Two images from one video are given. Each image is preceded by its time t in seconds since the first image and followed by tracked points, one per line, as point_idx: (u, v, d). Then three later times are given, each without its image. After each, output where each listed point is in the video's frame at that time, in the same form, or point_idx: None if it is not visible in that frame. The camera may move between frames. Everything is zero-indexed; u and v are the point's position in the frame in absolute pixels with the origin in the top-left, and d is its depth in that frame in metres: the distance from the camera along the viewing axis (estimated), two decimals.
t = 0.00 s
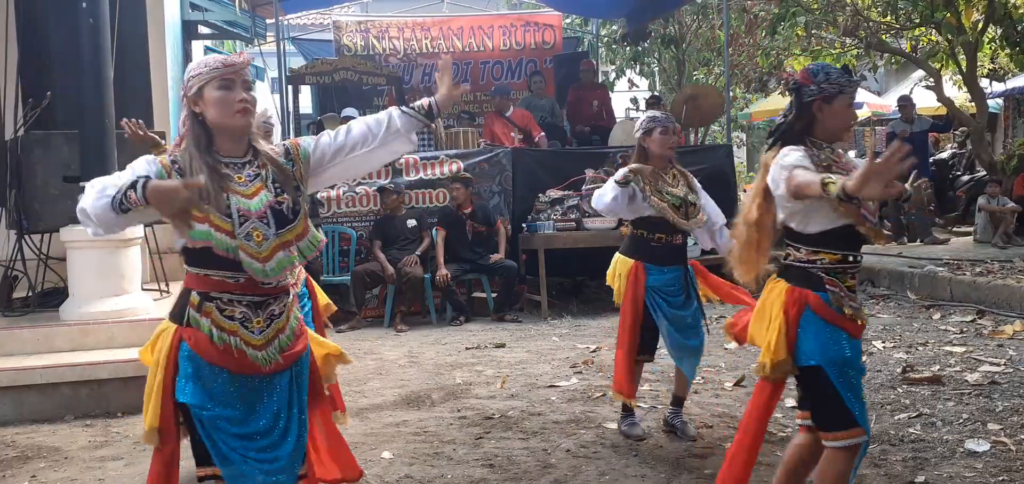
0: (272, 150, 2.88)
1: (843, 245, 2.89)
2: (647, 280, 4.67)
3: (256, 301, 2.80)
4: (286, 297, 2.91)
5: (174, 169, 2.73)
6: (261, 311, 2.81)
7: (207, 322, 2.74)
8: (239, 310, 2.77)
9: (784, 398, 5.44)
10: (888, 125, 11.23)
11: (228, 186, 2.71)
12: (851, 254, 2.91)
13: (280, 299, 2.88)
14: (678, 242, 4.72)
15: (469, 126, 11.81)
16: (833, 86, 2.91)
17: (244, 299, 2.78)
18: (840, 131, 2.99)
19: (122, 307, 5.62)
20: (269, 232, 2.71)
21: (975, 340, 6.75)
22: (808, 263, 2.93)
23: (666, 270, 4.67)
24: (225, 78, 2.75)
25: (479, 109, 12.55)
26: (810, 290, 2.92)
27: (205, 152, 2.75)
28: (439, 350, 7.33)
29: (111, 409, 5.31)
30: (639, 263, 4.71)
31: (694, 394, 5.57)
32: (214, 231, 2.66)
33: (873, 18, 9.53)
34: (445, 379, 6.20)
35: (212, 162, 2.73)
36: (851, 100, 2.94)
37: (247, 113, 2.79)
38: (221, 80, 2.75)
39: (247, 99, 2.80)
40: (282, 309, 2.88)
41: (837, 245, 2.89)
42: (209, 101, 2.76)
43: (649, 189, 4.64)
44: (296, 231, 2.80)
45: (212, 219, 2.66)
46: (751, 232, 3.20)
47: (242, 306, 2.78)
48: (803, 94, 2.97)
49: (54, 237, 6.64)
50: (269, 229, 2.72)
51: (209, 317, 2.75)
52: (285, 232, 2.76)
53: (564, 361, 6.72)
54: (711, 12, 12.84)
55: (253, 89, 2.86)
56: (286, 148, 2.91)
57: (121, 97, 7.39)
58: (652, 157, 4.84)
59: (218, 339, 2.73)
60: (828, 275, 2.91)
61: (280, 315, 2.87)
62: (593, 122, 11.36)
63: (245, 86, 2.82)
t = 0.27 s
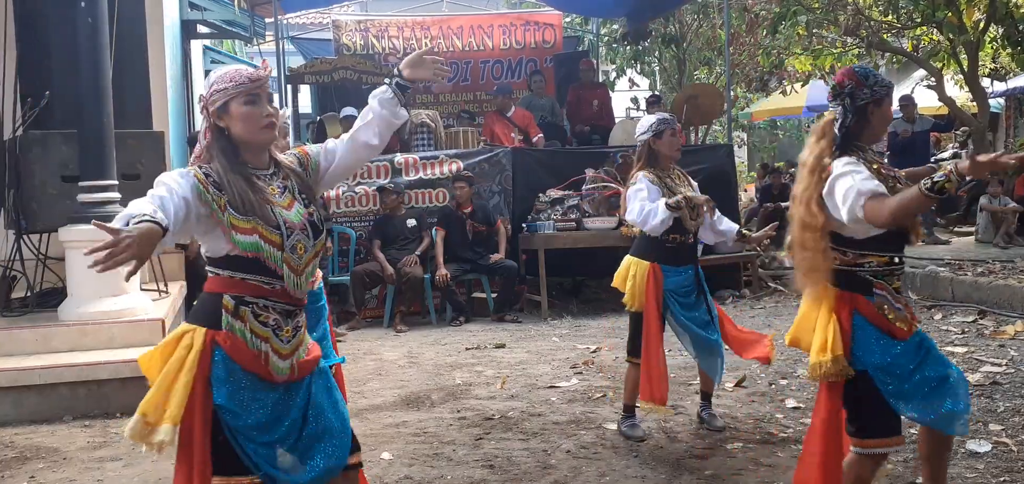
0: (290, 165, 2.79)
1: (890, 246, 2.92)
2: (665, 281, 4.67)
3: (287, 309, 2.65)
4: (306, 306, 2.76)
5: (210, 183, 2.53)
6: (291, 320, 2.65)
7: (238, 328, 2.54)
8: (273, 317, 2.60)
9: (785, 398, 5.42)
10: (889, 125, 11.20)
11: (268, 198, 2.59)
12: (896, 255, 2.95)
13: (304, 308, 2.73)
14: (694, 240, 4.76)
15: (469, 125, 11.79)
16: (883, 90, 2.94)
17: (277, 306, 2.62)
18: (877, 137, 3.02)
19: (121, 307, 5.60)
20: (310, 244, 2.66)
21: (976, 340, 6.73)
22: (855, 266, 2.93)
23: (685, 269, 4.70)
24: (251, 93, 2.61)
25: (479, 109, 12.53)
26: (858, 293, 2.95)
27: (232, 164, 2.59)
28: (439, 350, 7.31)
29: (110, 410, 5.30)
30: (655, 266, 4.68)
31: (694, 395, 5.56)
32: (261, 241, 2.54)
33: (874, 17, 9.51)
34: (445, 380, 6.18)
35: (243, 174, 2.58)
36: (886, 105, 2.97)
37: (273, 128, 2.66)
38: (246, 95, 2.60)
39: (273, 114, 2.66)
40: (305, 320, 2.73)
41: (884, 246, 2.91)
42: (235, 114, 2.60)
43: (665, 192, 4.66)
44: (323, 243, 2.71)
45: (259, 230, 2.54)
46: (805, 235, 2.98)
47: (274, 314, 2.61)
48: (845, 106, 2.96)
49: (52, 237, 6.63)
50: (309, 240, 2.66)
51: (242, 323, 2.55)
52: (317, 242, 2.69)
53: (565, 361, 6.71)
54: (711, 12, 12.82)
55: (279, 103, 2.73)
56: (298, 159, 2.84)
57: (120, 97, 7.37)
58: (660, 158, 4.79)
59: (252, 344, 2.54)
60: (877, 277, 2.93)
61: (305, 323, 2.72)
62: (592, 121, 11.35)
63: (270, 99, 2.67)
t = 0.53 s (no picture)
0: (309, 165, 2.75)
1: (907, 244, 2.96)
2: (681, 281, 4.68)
3: (313, 312, 2.61)
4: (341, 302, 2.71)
5: (219, 198, 2.54)
6: (319, 320, 2.61)
7: (265, 339, 2.57)
8: (296, 324, 2.58)
9: (784, 398, 5.43)
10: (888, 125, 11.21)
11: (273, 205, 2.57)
12: (920, 250, 2.94)
13: (336, 305, 2.68)
14: (707, 238, 4.76)
15: (469, 125, 11.81)
16: (876, 96, 2.97)
17: (299, 312, 2.59)
18: (901, 131, 3.00)
19: (121, 307, 5.61)
20: (318, 247, 2.57)
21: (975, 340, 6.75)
22: (878, 260, 3.02)
23: (700, 267, 4.71)
24: (269, 99, 2.59)
25: (479, 109, 12.55)
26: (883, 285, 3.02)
27: (245, 170, 2.60)
28: (439, 349, 7.33)
29: (111, 409, 5.31)
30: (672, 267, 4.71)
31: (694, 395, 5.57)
32: (263, 252, 2.53)
33: (873, 18, 9.53)
34: (445, 379, 6.19)
35: (253, 180, 2.58)
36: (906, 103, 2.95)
37: (288, 136, 2.63)
38: (264, 101, 2.59)
39: (288, 120, 2.63)
40: (340, 314, 2.68)
41: (904, 241, 2.95)
42: (250, 120, 2.60)
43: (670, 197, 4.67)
44: (341, 242, 2.63)
45: (261, 240, 2.54)
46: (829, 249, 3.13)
47: (297, 321, 2.58)
48: (858, 102, 3.03)
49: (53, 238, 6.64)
50: (316, 244, 2.57)
51: (268, 334, 2.57)
52: (330, 243, 2.60)
53: (564, 361, 6.72)
54: (711, 12, 12.83)
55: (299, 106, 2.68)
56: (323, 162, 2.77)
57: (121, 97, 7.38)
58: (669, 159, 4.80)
59: (282, 352, 2.56)
60: (899, 273, 2.97)
61: (338, 320, 2.66)
62: (592, 122, 11.37)
63: (289, 106, 2.64)
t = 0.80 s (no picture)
0: (309, 162, 2.69)
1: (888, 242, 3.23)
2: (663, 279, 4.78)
3: (291, 313, 2.65)
4: (333, 301, 2.70)
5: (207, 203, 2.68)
6: (298, 322, 2.64)
7: (253, 338, 2.68)
8: (276, 326, 2.64)
9: (784, 398, 5.44)
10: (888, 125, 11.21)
11: (244, 206, 2.62)
12: (898, 250, 3.20)
13: (323, 305, 2.68)
14: (693, 242, 4.70)
15: (469, 126, 11.80)
16: (887, 91, 3.14)
17: (278, 314, 2.65)
18: (899, 134, 3.18)
19: (121, 307, 5.61)
20: (275, 252, 2.56)
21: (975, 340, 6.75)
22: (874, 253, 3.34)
23: (690, 269, 4.70)
24: (245, 100, 2.64)
25: (479, 109, 12.54)
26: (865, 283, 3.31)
27: (240, 171, 2.69)
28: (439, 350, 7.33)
29: (111, 409, 5.31)
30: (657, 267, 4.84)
31: (694, 395, 5.57)
32: (228, 255, 2.63)
33: (873, 18, 9.53)
34: (445, 380, 6.19)
35: (238, 180, 2.66)
36: (906, 107, 3.11)
37: (261, 138, 2.64)
38: (240, 102, 2.64)
39: (254, 116, 2.62)
40: (326, 314, 2.68)
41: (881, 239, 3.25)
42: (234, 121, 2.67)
43: (653, 200, 4.73)
44: (307, 245, 2.58)
45: (227, 245, 2.63)
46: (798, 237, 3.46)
47: (276, 323, 2.64)
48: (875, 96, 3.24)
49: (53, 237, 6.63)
50: (274, 248, 2.56)
51: (255, 333, 2.68)
52: (291, 249, 2.57)
53: (564, 361, 6.72)
54: (711, 12, 12.82)
55: (270, 99, 2.64)
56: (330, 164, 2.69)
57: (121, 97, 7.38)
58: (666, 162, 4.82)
59: (262, 351, 2.65)
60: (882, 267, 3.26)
61: (322, 322, 2.66)
62: (592, 122, 11.36)
63: (257, 103, 2.63)
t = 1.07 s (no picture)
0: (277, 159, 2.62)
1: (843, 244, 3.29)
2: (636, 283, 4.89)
3: (238, 313, 2.66)
4: (283, 307, 2.65)
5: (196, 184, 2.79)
6: (244, 323, 2.65)
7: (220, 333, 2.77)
8: (229, 323, 2.70)
9: (784, 398, 5.44)
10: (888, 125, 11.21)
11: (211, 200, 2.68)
12: (862, 255, 3.23)
13: (269, 310, 2.64)
14: (662, 245, 4.75)
15: (469, 126, 11.81)
16: (874, 97, 3.13)
17: (229, 311, 2.68)
18: (874, 140, 3.20)
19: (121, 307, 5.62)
20: (209, 252, 2.59)
21: (975, 340, 6.75)
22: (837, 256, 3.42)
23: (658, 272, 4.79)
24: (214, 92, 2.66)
25: (479, 109, 12.54)
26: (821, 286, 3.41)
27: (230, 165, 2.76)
28: (439, 350, 7.33)
29: (111, 409, 5.31)
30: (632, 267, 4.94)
31: (694, 395, 5.57)
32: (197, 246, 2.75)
33: (873, 18, 9.54)
34: (445, 379, 6.19)
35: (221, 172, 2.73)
36: (887, 116, 3.13)
37: (224, 130, 2.64)
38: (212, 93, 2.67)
39: (219, 111, 2.64)
40: (272, 319, 2.64)
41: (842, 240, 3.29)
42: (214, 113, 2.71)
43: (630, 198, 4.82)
44: (236, 254, 2.55)
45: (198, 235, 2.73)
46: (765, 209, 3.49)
47: (230, 318, 2.69)
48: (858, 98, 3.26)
49: (54, 237, 6.63)
50: (211, 248, 2.59)
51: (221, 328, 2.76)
52: (224, 254, 2.58)
53: (564, 361, 6.72)
54: (711, 12, 12.82)
55: (233, 93, 2.62)
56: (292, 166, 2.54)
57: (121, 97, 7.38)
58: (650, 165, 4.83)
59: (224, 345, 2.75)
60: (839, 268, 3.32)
61: (267, 327, 2.63)
62: (592, 122, 11.35)
63: (223, 98, 2.63)
